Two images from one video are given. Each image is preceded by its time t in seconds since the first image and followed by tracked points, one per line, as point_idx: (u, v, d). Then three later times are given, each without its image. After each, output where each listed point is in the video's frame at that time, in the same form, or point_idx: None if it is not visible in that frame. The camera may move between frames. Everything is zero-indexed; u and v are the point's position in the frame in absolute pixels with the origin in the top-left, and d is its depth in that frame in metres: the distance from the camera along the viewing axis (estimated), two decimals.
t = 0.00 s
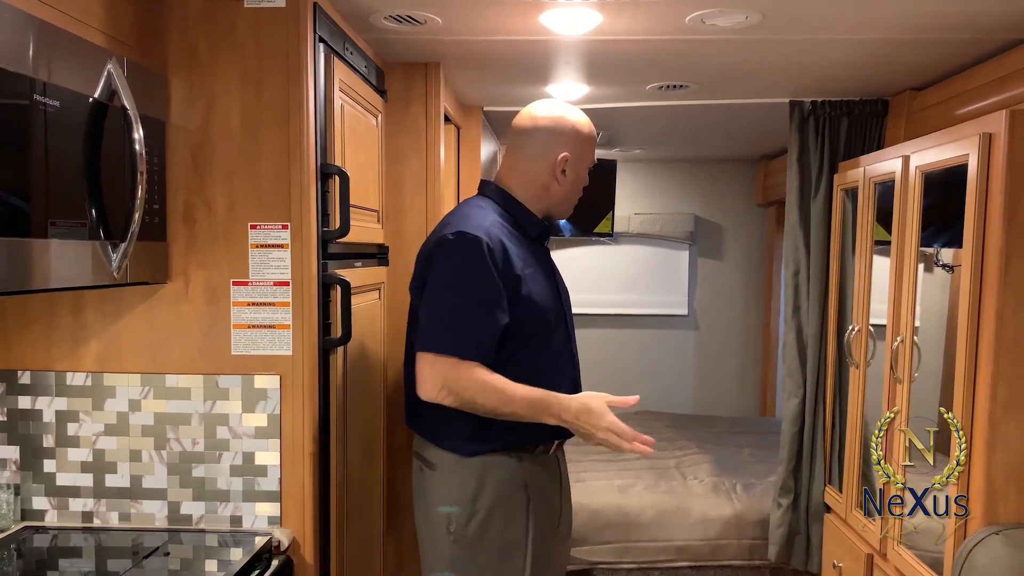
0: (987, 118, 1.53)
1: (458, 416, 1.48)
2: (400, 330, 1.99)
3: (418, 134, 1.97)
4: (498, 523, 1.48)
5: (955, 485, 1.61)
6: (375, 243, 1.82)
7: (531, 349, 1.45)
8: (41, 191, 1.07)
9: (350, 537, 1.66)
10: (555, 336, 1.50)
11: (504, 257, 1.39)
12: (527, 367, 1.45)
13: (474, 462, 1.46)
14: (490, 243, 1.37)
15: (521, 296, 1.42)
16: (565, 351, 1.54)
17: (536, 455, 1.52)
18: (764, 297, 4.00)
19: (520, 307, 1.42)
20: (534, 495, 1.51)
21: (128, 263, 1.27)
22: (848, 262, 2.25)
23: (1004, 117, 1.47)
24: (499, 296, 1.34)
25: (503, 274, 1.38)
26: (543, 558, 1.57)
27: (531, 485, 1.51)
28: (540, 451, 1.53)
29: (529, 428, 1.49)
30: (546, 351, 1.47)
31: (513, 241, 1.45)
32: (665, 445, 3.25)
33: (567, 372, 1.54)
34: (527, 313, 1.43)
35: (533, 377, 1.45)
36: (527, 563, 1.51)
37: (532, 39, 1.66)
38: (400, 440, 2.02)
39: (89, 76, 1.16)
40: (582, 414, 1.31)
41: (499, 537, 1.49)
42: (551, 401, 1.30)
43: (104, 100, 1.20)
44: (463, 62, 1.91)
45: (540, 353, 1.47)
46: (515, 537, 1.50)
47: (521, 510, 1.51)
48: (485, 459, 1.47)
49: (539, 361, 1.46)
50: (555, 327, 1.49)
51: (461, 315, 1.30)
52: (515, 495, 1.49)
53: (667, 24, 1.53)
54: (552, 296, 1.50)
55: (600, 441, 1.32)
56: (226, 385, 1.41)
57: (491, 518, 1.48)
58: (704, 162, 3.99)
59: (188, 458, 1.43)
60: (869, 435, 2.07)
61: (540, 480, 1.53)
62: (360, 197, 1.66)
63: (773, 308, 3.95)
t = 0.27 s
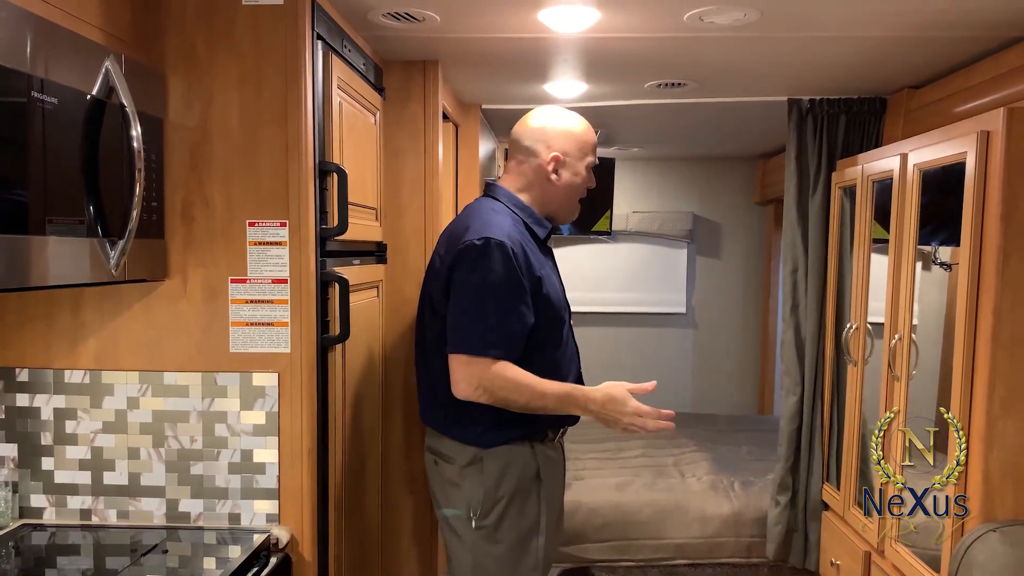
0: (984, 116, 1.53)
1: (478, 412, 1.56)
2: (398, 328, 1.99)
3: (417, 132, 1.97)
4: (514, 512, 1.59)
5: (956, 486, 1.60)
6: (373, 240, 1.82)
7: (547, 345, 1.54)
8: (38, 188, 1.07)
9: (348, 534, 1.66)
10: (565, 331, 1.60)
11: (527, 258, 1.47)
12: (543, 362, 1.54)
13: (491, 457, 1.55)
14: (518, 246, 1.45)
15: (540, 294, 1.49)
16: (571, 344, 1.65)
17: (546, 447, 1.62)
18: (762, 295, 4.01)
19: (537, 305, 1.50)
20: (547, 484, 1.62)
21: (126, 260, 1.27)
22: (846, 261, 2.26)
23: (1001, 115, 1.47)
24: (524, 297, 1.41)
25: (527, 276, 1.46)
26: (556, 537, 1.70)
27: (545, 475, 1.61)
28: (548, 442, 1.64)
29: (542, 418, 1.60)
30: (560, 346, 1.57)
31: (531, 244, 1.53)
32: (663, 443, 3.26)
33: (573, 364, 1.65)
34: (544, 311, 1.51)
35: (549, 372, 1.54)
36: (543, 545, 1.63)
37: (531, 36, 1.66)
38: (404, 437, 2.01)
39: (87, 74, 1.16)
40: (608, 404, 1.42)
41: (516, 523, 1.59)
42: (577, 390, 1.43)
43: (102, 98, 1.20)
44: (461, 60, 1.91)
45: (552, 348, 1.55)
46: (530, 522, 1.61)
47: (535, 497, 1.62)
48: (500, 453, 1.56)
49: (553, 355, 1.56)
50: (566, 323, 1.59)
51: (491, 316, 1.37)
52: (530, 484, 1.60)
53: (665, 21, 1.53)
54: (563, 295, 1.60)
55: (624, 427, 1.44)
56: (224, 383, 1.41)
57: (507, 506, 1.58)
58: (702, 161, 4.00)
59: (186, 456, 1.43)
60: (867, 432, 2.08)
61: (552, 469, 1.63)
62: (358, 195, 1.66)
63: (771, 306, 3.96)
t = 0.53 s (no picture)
0: (981, 114, 1.53)
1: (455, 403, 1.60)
2: (395, 324, 1.99)
3: (413, 129, 1.96)
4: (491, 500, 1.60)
5: (956, 486, 1.59)
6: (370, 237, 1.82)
7: (531, 336, 1.56)
8: (33, 185, 1.07)
9: (345, 532, 1.66)
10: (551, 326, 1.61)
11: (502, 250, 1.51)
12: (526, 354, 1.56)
13: (467, 445, 1.59)
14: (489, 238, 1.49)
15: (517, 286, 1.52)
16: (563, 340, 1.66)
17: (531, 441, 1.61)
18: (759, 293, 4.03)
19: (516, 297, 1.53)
20: (527, 477, 1.61)
21: (121, 258, 1.27)
22: (843, 259, 2.26)
23: (998, 112, 1.47)
24: (495, 287, 1.45)
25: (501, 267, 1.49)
26: (540, 537, 1.67)
27: (525, 468, 1.60)
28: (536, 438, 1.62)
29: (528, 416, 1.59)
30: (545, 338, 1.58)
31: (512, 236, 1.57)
32: (660, 440, 3.26)
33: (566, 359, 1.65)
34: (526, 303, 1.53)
35: (531, 364, 1.57)
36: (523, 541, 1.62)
37: (527, 33, 1.65)
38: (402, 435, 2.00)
39: (82, 70, 1.16)
40: (571, 388, 1.41)
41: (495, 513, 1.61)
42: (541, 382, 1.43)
43: (97, 94, 1.19)
44: (458, 57, 1.91)
45: (531, 341, 1.57)
46: (508, 514, 1.61)
47: (515, 489, 1.62)
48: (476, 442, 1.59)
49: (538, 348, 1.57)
50: (554, 316, 1.61)
51: (458, 304, 1.42)
52: (508, 475, 1.60)
53: (662, 18, 1.53)
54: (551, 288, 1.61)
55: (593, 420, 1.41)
56: (220, 380, 1.41)
57: (483, 495, 1.60)
58: (700, 159, 3.99)
59: (182, 453, 1.43)
60: (863, 430, 2.08)
61: (536, 464, 1.62)
62: (354, 192, 1.66)
63: (768, 303, 3.98)
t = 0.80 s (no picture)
0: (978, 114, 1.54)
1: (425, 395, 1.65)
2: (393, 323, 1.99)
3: (411, 128, 1.96)
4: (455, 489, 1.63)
5: (955, 486, 1.59)
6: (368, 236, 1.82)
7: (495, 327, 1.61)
8: (31, 185, 1.07)
9: (343, 531, 1.66)
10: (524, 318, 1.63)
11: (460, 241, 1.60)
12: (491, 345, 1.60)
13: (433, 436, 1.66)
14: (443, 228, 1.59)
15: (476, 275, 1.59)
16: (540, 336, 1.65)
17: (502, 439, 1.64)
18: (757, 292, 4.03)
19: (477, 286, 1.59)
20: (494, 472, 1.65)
21: (119, 257, 1.27)
22: (841, 258, 2.26)
23: (995, 111, 1.47)
24: (444, 276, 1.55)
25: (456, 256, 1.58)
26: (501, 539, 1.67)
27: (493, 464, 1.65)
28: (507, 436, 1.64)
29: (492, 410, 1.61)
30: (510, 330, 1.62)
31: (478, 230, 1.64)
32: (659, 439, 3.26)
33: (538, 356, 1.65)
34: (485, 294, 1.59)
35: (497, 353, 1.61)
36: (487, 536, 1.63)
37: (525, 33, 1.66)
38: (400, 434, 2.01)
39: (80, 70, 1.16)
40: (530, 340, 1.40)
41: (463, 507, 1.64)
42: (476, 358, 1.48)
43: (95, 94, 1.19)
44: (456, 56, 1.91)
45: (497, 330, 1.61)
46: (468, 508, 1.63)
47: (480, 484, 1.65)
48: (443, 432, 1.65)
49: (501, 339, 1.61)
50: (524, 309, 1.63)
51: (407, 289, 1.54)
52: (474, 467, 1.64)
53: (660, 18, 1.53)
54: (520, 282, 1.64)
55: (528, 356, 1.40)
56: (218, 380, 1.41)
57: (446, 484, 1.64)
58: (698, 158, 4.00)
59: (181, 453, 1.43)
60: (861, 429, 2.08)
61: (503, 460, 1.65)
62: (352, 191, 1.66)
63: (767, 302, 3.98)
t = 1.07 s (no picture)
0: (980, 114, 1.54)
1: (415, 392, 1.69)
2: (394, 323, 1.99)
3: (412, 127, 1.96)
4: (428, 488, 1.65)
5: (955, 486, 1.59)
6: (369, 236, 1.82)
7: (468, 324, 1.62)
8: (34, 185, 1.07)
9: (345, 530, 1.66)
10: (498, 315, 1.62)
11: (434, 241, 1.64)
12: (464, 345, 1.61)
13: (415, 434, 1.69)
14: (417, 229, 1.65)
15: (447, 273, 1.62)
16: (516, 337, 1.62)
17: (476, 441, 1.63)
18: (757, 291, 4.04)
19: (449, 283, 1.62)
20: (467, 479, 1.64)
21: (122, 257, 1.27)
22: (841, 257, 2.27)
23: (997, 111, 1.47)
24: (415, 274, 1.62)
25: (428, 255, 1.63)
26: (473, 543, 1.67)
27: (467, 471, 1.63)
28: (483, 438, 1.63)
29: (462, 409, 1.63)
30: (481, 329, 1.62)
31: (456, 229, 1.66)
32: (659, 438, 3.27)
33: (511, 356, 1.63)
34: (457, 293, 1.62)
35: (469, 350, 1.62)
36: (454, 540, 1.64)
37: (527, 32, 1.66)
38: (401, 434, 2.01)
39: (83, 70, 1.16)
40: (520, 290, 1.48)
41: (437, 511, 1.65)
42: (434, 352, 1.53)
43: (97, 93, 1.19)
44: (457, 56, 1.90)
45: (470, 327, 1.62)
46: (441, 507, 1.64)
47: (453, 487, 1.64)
48: (426, 430, 1.67)
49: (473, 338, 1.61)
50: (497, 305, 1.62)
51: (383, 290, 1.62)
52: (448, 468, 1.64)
53: (662, 18, 1.53)
54: (495, 280, 1.63)
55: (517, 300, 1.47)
56: (220, 379, 1.41)
57: (421, 483, 1.66)
58: (698, 157, 4.00)
59: (183, 452, 1.43)
60: (862, 428, 2.09)
61: (478, 467, 1.63)
62: (354, 191, 1.66)
63: (767, 302, 3.98)
